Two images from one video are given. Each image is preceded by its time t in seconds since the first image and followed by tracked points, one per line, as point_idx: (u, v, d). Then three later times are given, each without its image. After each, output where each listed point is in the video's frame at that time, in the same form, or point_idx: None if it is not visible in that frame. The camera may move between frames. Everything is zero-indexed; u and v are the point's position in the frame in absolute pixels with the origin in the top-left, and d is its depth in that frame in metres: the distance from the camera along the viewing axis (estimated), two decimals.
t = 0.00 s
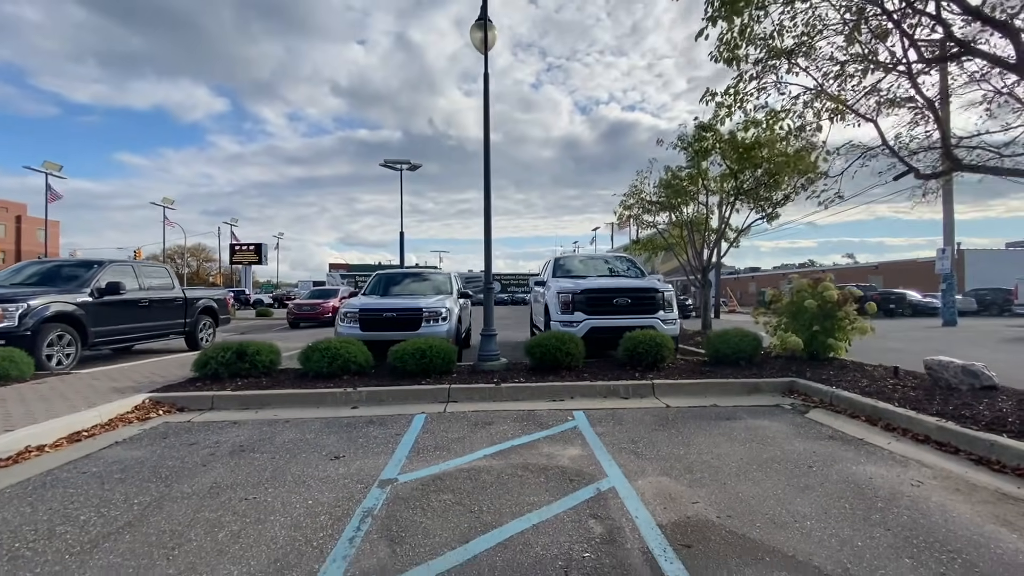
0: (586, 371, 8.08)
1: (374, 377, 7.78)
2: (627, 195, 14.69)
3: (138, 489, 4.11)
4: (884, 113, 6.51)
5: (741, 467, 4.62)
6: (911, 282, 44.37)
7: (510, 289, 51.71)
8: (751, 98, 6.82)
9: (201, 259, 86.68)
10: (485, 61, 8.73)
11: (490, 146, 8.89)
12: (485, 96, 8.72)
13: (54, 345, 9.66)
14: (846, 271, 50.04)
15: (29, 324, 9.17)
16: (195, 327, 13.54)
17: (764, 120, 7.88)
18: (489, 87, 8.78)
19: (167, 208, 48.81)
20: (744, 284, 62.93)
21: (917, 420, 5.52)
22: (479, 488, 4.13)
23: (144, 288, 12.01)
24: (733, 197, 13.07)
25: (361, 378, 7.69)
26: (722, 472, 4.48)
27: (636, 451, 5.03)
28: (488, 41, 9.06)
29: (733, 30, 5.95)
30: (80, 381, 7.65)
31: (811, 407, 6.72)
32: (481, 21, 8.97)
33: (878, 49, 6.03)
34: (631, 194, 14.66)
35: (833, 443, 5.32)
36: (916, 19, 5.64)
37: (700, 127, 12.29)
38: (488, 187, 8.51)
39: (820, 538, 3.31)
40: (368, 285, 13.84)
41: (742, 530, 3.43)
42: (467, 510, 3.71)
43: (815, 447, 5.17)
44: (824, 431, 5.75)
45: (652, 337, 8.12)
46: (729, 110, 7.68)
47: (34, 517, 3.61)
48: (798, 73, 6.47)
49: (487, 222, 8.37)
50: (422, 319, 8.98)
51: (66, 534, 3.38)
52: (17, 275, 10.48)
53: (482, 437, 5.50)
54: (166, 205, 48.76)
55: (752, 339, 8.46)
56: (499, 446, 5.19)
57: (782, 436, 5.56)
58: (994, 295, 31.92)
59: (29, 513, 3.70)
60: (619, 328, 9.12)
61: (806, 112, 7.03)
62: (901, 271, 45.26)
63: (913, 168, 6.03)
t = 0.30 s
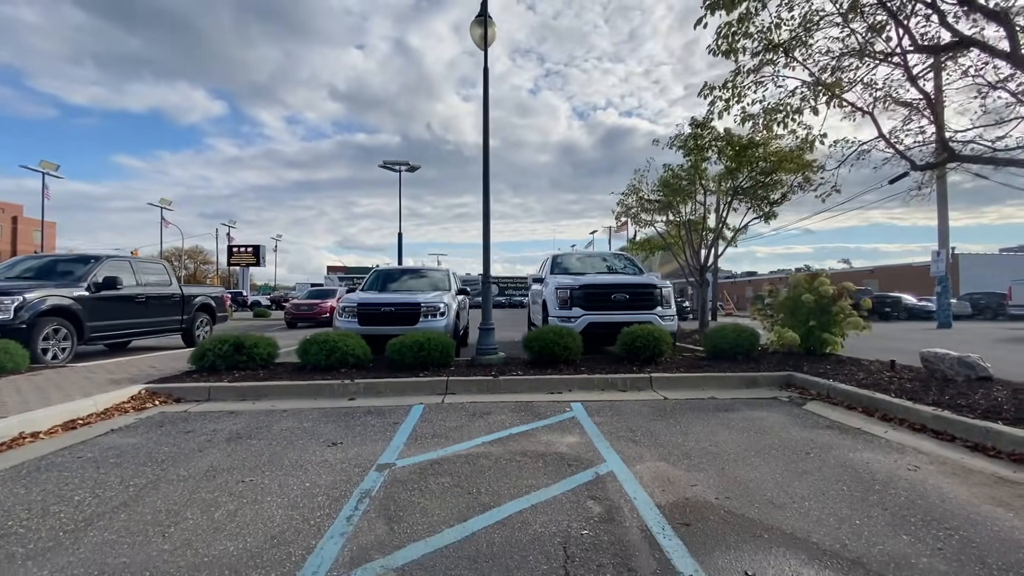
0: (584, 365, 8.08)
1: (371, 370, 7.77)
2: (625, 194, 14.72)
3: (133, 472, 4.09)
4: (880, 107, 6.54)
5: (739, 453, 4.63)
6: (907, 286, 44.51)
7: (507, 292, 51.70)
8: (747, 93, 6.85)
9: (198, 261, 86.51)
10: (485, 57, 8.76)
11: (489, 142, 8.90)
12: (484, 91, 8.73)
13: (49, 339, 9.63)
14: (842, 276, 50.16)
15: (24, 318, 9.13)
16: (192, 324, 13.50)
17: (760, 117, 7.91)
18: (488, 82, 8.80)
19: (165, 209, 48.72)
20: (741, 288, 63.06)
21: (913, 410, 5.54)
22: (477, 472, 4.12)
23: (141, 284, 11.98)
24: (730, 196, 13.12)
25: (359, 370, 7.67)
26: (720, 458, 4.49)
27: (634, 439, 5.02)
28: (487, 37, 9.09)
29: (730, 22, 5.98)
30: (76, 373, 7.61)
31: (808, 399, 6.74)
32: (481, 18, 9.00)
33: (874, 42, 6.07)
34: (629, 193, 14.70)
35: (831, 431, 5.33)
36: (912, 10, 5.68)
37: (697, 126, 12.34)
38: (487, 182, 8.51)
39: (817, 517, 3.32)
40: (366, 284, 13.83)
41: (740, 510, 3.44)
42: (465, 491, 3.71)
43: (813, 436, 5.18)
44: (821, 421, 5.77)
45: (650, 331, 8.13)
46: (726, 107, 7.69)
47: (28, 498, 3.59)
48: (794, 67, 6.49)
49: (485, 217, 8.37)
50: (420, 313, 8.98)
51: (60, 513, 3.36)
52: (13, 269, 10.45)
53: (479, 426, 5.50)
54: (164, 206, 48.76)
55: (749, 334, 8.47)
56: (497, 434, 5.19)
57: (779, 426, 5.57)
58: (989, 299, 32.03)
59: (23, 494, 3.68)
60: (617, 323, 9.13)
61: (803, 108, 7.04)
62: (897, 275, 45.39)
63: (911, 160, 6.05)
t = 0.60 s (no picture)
0: (583, 358, 8.07)
1: (369, 362, 7.76)
2: (623, 190, 14.72)
3: (130, 457, 4.08)
4: (878, 98, 6.56)
5: (736, 440, 4.64)
6: (903, 285, 44.64)
7: (505, 290, 51.68)
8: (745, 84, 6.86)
9: (195, 260, 86.33)
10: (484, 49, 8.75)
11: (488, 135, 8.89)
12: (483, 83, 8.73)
13: (45, 332, 9.59)
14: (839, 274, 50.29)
15: (20, 310, 9.10)
16: (189, 319, 13.48)
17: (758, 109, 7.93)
18: (486, 75, 8.79)
19: (162, 207, 48.57)
20: (738, 287, 63.14)
21: (910, 398, 5.55)
22: (476, 457, 4.12)
23: (138, 278, 11.95)
24: (728, 191, 13.12)
25: (356, 362, 7.66)
26: (718, 444, 4.50)
27: (633, 427, 5.02)
28: (486, 30, 9.08)
29: (730, 12, 5.98)
30: (72, 365, 7.59)
31: (805, 390, 6.74)
32: (479, 10, 9.00)
33: (872, 32, 6.08)
34: (627, 189, 14.70)
35: (827, 420, 5.34)
36: None
37: (695, 121, 12.35)
38: (486, 175, 8.50)
39: (816, 499, 3.33)
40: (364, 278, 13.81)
41: (739, 493, 3.44)
42: (464, 475, 3.70)
43: (812, 424, 5.18)
44: (819, 410, 5.77)
45: (648, 324, 8.13)
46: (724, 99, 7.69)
47: (23, 481, 3.57)
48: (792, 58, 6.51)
49: (484, 209, 8.36)
50: (418, 306, 8.97)
51: (56, 495, 3.34)
52: (9, 262, 10.41)
53: (478, 415, 5.48)
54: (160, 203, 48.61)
55: (747, 326, 8.47)
56: (495, 422, 5.18)
57: (777, 414, 5.57)
58: (985, 297, 32.14)
59: (18, 478, 3.66)
60: (616, 317, 9.13)
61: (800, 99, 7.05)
62: (894, 274, 45.52)
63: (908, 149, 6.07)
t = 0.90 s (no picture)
0: (581, 356, 8.04)
1: (367, 360, 7.71)
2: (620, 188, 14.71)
3: (124, 455, 4.03)
4: (877, 95, 6.55)
5: (736, 437, 4.62)
6: (898, 284, 44.80)
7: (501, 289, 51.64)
8: (744, 81, 6.84)
9: (190, 258, 86.01)
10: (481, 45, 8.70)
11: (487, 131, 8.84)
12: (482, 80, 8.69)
13: (38, 330, 9.51)
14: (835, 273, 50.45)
15: (13, 308, 9.02)
16: (184, 317, 13.42)
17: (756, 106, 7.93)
18: (484, 71, 8.75)
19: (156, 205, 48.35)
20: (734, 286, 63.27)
21: (910, 396, 5.54)
22: (474, 455, 4.08)
23: (132, 275, 11.87)
24: (726, 189, 13.11)
25: (353, 360, 7.62)
26: (718, 441, 4.48)
27: (632, 424, 5.00)
28: (484, 26, 9.03)
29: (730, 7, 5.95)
30: (65, 362, 7.51)
31: (804, 388, 6.73)
32: (477, 6, 8.95)
33: (873, 28, 6.06)
34: (625, 187, 14.68)
35: (826, 417, 5.33)
36: None
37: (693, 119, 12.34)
38: (485, 171, 8.47)
39: (817, 495, 3.32)
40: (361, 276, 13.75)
41: (740, 490, 3.42)
42: (462, 473, 3.66)
43: (811, 421, 5.17)
44: (818, 407, 5.77)
45: (646, 322, 8.11)
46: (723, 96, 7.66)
47: (15, 480, 3.51)
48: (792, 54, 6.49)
49: (483, 206, 8.31)
50: (415, 304, 8.93)
51: (49, 493, 3.29)
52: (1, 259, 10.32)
53: (476, 413, 5.45)
54: (155, 201, 48.37)
55: (745, 324, 8.46)
56: (494, 420, 5.15)
57: (776, 412, 5.56)
58: (979, 296, 32.28)
59: (10, 476, 3.60)
60: (614, 315, 9.11)
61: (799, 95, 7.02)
62: (889, 273, 45.68)
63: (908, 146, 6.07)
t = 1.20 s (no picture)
0: (583, 361, 7.97)
1: (367, 367, 7.63)
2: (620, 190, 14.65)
3: (122, 472, 3.93)
4: (882, 101, 6.49)
5: (744, 450, 4.55)
6: (895, 284, 44.92)
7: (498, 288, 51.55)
8: (748, 86, 6.76)
9: (185, 257, 85.71)
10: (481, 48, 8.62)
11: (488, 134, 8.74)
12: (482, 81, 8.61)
13: (32, 335, 9.38)
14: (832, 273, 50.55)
15: (6, 313, 8.90)
16: (180, 320, 13.32)
17: (758, 111, 7.85)
18: (484, 73, 8.66)
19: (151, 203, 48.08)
20: (731, 285, 63.37)
21: (917, 406, 5.49)
22: (480, 470, 4.00)
23: (128, 278, 11.76)
24: (726, 191, 13.05)
25: (353, 367, 7.53)
26: (726, 455, 4.40)
27: (638, 436, 4.93)
28: (483, 28, 8.94)
29: (735, 13, 5.87)
30: (60, 370, 7.40)
31: (809, 396, 6.68)
32: (476, 8, 8.86)
33: (878, 35, 6.00)
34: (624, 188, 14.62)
35: (834, 428, 5.27)
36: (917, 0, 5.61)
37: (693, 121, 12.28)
38: (485, 175, 8.38)
39: (832, 516, 3.25)
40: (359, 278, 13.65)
41: (752, 510, 3.35)
42: (468, 491, 3.58)
43: (818, 432, 5.11)
44: (824, 417, 5.71)
45: (648, 327, 8.05)
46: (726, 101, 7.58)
47: (9, 501, 3.42)
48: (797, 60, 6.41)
49: (484, 210, 8.23)
50: (415, 309, 8.84)
51: (45, 516, 3.20)
52: None
53: (479, 423, 5.38)
54: (149, 199, 48.08)
55: (748, 330, 8.39)
56: (497, 431, 5.07)
57: (783, 422, 5.50)
58: (976, 296, 32.38)
59: (5, 496, 3.51)
60: (615, 320, 9.04)
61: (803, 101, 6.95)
62: (886, 272, 45.77)
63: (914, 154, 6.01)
